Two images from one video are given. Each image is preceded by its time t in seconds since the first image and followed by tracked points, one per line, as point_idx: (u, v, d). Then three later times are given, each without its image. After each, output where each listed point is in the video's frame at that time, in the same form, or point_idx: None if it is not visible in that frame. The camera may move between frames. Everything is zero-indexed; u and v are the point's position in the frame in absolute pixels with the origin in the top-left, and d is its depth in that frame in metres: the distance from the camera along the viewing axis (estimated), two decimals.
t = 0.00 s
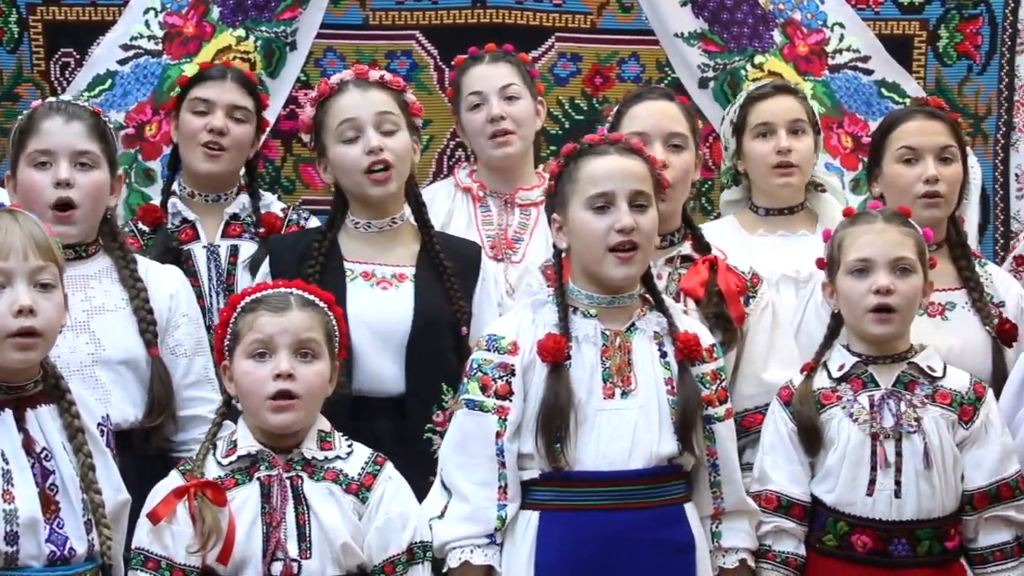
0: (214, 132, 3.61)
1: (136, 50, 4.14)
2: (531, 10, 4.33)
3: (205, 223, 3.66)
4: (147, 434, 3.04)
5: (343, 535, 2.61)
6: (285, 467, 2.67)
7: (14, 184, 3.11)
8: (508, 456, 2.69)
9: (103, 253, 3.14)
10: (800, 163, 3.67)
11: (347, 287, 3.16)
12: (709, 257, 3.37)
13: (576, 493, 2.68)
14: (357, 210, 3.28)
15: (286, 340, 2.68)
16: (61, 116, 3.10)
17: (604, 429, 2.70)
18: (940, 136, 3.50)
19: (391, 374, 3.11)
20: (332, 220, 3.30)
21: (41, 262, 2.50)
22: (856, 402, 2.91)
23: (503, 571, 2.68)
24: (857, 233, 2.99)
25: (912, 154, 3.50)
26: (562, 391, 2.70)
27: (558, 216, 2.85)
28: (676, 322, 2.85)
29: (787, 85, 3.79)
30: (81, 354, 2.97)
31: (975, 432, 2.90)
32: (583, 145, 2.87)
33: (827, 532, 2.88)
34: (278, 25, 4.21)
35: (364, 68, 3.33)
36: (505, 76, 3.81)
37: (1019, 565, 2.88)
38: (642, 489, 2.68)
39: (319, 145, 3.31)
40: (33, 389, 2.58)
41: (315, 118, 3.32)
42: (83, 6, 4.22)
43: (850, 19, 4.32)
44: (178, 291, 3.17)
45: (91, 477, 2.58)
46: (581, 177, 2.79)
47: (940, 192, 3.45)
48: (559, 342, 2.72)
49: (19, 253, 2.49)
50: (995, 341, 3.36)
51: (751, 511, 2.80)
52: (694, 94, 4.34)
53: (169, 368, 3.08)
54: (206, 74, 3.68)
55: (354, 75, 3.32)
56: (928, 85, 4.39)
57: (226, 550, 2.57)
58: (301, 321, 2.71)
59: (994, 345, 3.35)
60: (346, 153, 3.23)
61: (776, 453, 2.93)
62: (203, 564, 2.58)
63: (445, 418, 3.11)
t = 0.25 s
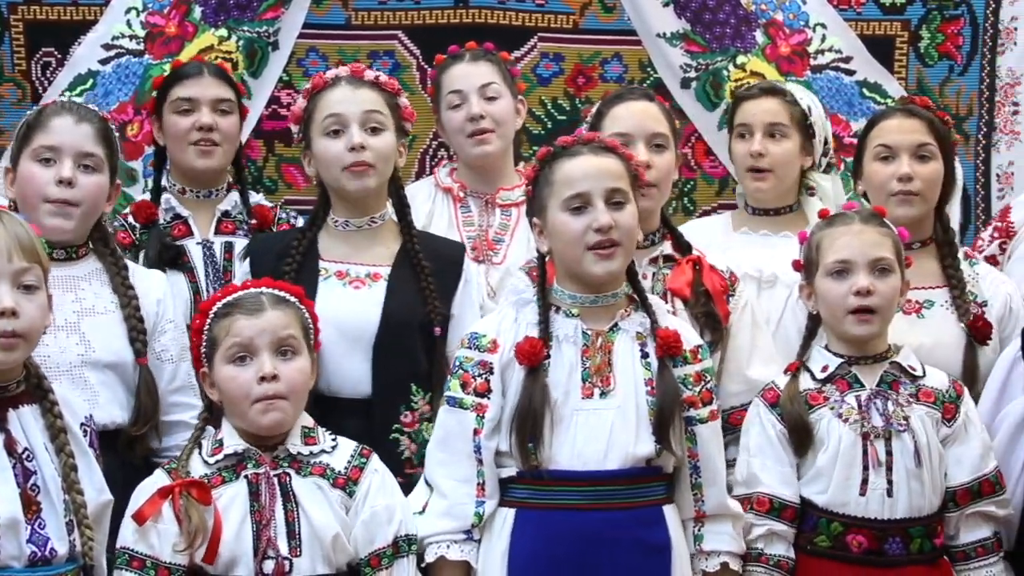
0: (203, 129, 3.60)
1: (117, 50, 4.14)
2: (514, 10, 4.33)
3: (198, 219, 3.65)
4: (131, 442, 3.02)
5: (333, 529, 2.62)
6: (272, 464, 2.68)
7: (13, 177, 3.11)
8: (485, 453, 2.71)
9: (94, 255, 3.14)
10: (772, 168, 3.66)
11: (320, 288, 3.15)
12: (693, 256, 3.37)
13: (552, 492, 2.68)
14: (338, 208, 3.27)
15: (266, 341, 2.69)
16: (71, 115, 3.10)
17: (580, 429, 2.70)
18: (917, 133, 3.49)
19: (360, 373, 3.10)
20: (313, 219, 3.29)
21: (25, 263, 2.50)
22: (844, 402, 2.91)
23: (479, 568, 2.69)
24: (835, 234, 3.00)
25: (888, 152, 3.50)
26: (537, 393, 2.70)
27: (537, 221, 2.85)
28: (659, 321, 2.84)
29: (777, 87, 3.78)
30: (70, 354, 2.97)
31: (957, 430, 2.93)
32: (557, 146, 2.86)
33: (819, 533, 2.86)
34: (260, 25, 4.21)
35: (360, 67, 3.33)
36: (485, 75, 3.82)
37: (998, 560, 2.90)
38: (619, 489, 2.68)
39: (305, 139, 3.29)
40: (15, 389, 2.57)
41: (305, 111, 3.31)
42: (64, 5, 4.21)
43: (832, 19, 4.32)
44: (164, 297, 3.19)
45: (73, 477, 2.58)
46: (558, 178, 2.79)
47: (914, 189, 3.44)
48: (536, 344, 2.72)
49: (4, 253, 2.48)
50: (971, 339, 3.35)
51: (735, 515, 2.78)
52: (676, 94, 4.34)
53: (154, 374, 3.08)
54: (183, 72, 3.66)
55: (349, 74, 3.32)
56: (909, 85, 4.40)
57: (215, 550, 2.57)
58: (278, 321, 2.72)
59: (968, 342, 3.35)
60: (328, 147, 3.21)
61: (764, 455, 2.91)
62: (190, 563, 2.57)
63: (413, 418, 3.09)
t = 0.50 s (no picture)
0: (191, 134, 3.60)
1: (99, 49, 4.14)
2: (496, 10, 4.32)
3: (189, 221, 3.65)
4: (121, 445, 3.00)
5: (315, 527, 2.63)
6: (251, 465, 2.68)
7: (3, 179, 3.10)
8: (462, 451, 2.73)
9: (81, 258, 3.14)
10: (745, 172, 3.69)
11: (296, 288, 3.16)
12: (675, 256, 3.38)
13: (528, 491, 2.68)
14: (320, 208, 3.27)
15: (243, 344, 2.69)
16: (62, 119, 3.10)
17: (556, 428, 2.70)
18: (900, 135, 3.49)
19: (330, 371, 3.10)
20: (293, 218, 3.29)
21: (4, 263, 2.49)
22: (829, 403, 2.91)
23: (456, 565, 2.70)
24: (813, 234, 3.00)
25: (871, 155, 3.51)
26: (511, 393, 2.71)
27: (521, 223, 2.84)
28: (642, 321, 2.82)
29: (760, 90, 3.79)
30: (61, 355, 2.97)
31: (937, 428, 2.94)
32: (535, 148, 2.87)
33: (809, 533, 2.84)
34: (242, 25, 4.21)
35: (344, 68, 3.33)
36: (469, 78, 3.81)
37: (976, 557, 2.92)
38: (595, 489, 2.67)
39: (288, 138, 3.28)
40: None
41: (287, 109, 3.29)
42: (47, 4, 4.18)
43: (813, 20, 4.33)
44: (150, 300, 3.18)
45: (54, 477, 2.59)
46: (535, 178, 2.80)
47: (897, 192, 3.44)
48: (512, 344, 2.72)
49: None
50: (943, 339, 3.34)
51: (720, 517, 2.73)
52: (658, 94, 4.35)
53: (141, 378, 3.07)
54: (160, 78, 3.63)
55: (334, 74, 3.31)
56: (891, 86, 4.40)
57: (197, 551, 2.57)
58: (253, 322, 2.71)
59: (941, 342, 3.33)
60: (313, 147, 3.20)
61: (753, 457, 2.89)
62: (172, 565, 2.57)
63: (383, 418, 3.09)
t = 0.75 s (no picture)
0: (175, 134, 3.59)
1: (82, 49, 4.13)
2: (479, 9, 4.33)
3: (176, 219, 3.64)
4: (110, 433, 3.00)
5: (296, 526, 2.64)
6: (230, 465, 2.68)
7: None
8: (444, 449, 2.74)
9: (57, 253, 3.13)
10: (722, 172, 3.70)
11: (275, 288, 3.16)
12: (657, 256, 3.36)
13: (509, 489, 2.69)
14: (302, 208, 3.26)
15: (217, 346, 2.69)
16: (14, 114, 3.07)
17: (534, 427, 2.70)
18: (883, 135, 3.49)
19: (309, 370, 3.10)
20: (276, 219, 3.28)
21: None
22: (812, 402, 2.92)
23: (437, 563, 2.72)
24: (793, 234, 3.01)
25: (853, 154, 3.50)
26: (490, 390, 2.72)
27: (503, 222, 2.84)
28: (626, 321, 2.80)
29: (744, 90, 3.79)
30: (44, 351, 2.98)
31: (917, 427, 2.95)
32: (518, 149, 2.87)
33: (793, 534, 2.85)
34: (225, 24, 4.20)
35: (319, 68, 3.32)
36: (450, 81, 3.81)
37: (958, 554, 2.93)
38: (575, 490, 2.67)
39: (267, 141, 3.27)
40: None
41: (266, 112, 3.29)
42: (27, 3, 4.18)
43: (796, 20, 4.34)
44: (130, 291, 3.18)
45: (37, 477, 2.60)
46: (512, 179, 2.79)
47: (876, 192, 3.45)
48: (491, 340, 2.73)
49: None
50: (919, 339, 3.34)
51: (704, 519, 2.73)
52: (642, 94, 4.36)
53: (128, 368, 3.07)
54: (139, 78, 3.62)
55: (308, 74, 3.30)
56: (874, 86, 4.42)
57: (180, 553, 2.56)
58: (225, 324, 2.71)
59: (915, 341, 3.34)
60: (291, 149, 3.20)
61: (738, 458, 2.89)
62: (155, 566, 2.57)
63: (361, 419, 3.09)
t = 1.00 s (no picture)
0: (155, 130, 3.58)
1: (62, 48, 4.12)
2: (461, 10, 4.34)
3: (155, 219, 3.64)
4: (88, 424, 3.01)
5: (276, 526, 2.64)
6: (209, 465, 2.68)
7: None
8: (426, 451, 2.73)
9: (30, 249, 3.11)
10: (705, 172, 3.70)
11: (257, 289, 3.16)
12: (635, 255, 3.38)
13: (490, 490, 2.69)
14: (282, 209, 3.26)
15: (195, 349, 2.69)
16: None
17: (517, 428, 2.71)
18: (863, 138, 3.49)
19: (293, 371, 3.10)
20: (256, 219, 3.28)
21: None
22: (788, 403, 2.93)
23: (420, 564, 2.71)
24: (771, 234, 3.01)
25: (833, 156, 3.51)
26: (474, 390, 2.71)
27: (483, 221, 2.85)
28: (607, 321, 2.81)
29: (731, 93, 3.79)
30: (19, 350, 2.97)
31: (899, 427, 2.94)
32: (498, 149, 2.86)
33: (767, 533, 2.86)
34: (206, 24, 4.19)
35: (294, 68, 3.31)
36: (431, 84, 3.81)
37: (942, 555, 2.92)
38: (556, 490, 2.67)
39: (246, 144, 3.27)
40: None
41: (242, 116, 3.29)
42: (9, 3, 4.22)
43: (778, 20, 4.32)
44: (107, 287, 3.18)
45: (15, 479, 2.63)
46: (492, 180, 2.79)
47: (856, 196, 3.46)
48: (473, 340, 2.73)
49: None
50: (896, 342, 3.35)
51: (686, 517, 2.73)
52: (624, 94, 4.35)
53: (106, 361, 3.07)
54: (121, 75, 3.62)
55: (283, 75, 3.30)
56: (855, 86, 4.43)
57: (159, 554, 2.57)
58: (203, 326, 2.71)
59: (893, 342, 3.35)
60: (269, 151, 3.19)
61: (717, 457, 2.90)
62: (135, 566, 2.57)
63: (346, 420, 3.09)
